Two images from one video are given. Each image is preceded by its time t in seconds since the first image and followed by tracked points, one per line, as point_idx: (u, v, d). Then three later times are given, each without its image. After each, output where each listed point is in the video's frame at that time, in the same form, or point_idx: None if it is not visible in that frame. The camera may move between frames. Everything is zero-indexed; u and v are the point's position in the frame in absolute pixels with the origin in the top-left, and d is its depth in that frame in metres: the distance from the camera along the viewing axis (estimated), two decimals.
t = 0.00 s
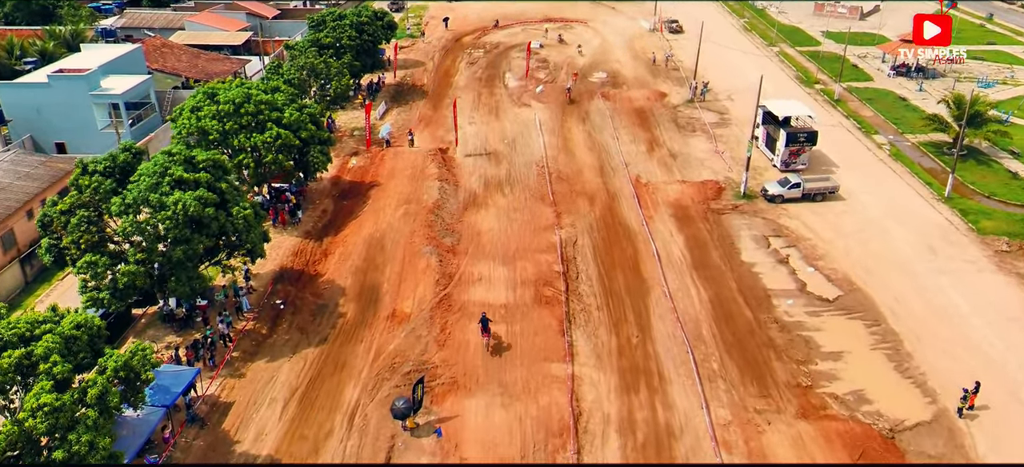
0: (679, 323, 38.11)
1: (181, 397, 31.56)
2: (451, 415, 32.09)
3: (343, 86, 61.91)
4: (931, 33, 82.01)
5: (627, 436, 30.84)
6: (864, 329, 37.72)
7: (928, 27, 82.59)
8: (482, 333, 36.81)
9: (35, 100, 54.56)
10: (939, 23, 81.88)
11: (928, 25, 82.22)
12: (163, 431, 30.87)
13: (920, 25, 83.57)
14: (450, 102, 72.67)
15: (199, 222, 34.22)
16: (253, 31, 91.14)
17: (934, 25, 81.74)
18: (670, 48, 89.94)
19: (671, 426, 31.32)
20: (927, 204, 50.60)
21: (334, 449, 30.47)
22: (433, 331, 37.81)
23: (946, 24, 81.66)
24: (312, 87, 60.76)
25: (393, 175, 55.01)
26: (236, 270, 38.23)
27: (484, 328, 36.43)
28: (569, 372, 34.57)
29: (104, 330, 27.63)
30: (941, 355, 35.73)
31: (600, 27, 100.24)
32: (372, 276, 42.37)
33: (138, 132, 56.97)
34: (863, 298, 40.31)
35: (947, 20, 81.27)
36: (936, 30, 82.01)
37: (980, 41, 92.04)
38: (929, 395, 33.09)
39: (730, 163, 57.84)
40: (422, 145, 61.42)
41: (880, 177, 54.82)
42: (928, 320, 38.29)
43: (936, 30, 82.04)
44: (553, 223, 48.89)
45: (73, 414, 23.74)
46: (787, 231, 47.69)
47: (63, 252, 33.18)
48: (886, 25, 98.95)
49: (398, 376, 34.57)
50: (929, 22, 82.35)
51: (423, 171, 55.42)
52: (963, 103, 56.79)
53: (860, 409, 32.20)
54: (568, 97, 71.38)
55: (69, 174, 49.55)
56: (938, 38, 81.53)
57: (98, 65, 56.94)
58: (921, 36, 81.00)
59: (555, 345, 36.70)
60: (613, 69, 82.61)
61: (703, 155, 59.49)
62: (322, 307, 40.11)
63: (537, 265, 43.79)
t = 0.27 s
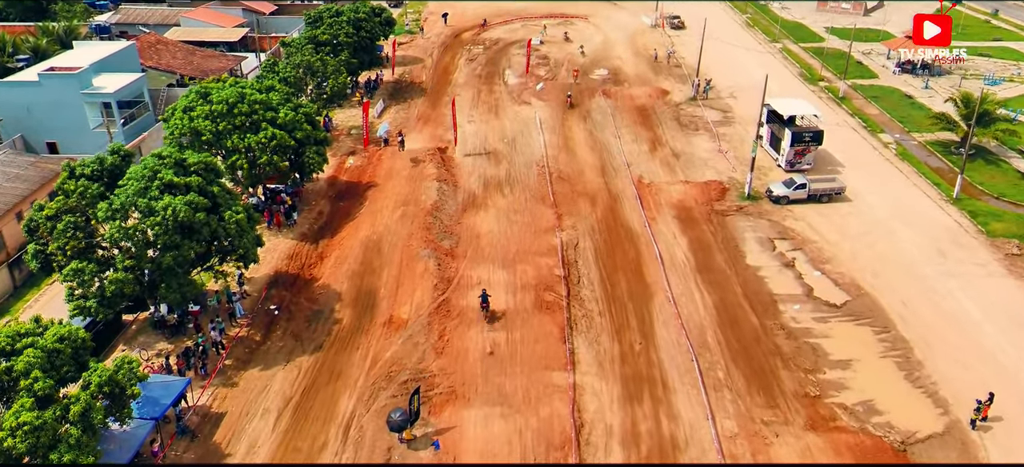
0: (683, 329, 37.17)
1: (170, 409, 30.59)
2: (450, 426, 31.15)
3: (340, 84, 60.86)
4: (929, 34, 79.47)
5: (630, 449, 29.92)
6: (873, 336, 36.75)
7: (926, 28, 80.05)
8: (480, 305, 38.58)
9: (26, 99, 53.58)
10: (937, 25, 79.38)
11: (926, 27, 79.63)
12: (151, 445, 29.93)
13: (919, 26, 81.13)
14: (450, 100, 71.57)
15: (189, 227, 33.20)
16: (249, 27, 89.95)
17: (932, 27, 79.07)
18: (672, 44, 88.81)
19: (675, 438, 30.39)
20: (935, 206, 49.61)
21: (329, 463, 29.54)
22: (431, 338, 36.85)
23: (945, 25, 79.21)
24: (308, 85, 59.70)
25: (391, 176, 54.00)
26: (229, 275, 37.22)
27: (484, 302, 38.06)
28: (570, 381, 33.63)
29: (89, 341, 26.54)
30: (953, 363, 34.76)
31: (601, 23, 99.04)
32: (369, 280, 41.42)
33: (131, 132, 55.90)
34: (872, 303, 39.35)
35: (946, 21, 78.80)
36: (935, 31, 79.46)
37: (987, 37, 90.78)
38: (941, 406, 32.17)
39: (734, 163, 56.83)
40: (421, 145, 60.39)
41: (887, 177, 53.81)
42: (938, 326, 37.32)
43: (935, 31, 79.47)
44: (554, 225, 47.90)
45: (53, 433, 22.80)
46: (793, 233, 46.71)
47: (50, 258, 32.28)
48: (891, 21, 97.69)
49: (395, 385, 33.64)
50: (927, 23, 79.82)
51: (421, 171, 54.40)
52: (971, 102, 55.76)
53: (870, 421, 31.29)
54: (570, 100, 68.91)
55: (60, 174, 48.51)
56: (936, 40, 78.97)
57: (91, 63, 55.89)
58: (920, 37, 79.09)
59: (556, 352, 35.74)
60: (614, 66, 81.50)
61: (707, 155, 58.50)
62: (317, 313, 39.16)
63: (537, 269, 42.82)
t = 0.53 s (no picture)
0: (687, 337, 36.24)
1: (160, 422, 29.68)
2: (448, 439, 30.26)
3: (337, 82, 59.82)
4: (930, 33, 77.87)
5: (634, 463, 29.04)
6: (882, 344, 35.84)
7: (926, 27, 78.47)
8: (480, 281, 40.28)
9: (17, 98, 52.58)
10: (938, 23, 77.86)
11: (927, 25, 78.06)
12: (139, 460, 29.05)
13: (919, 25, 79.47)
14: (449, 98, 70.54)
15: (179, 233, 32.28)
16: (246, 23, 88.80)
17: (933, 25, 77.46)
18: (674, 41, 87.72)
19: (680, 452, 29.51)
20: (944, 207, 48.68)
21: None
22: (429, 346, 35.95)
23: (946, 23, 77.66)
24: (305, 83, 58.60)
25: (389, 176, 53.00)
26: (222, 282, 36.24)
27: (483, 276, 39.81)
28: (572, 391, 32.74)
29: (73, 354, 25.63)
30: (964, 373, 33.88)
31: (602, 19, 97.89)
32: (366, 285, 40.49)
33: (124, 131, 54.90)
34: (880, 309, 38.42)
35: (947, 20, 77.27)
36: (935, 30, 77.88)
37: (992, 33, 89.68)
38: (953, 418, 31.28)
39: (738, 163, 55.85)
40: (419, 144, 59.39)
41: (894, 178, 52.87)
42: (949, 334, 36.42)
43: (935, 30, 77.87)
44: (554, 227, 46.96)
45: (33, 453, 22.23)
46: (799, 236, 45.74)
47: (36, 265, 31.37)
48: (895, 17, 96.54)
49: (392, 395, 32.73)
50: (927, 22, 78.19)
51: (419, 172, 53.41)
52: (980, 101, 54.78)
53: (881, 433, 30.40)
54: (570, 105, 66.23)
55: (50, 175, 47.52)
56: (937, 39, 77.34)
57: (83, 61, 54.83)
58: (920, 36, 77.54)
59: (558, 361, 34.81)
60: (616, 62, 80.42)
61: (710, 154, 57.50)
62: (313, 319, 38.26)
63: (537, 273, 41.89)
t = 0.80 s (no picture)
0: (692, 345, 35.29)
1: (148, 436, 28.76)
2: (445, 453, 29.34)
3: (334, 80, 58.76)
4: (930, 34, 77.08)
5: None
6: (892, 352, 34.91)
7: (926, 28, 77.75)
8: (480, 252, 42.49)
9: (6, 98, 51.56)
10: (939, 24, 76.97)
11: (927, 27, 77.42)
12: None
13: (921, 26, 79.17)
14: (447, 96, 69.49)
15: (168, 240, 31.31)
16: (242, 19, 87.63)
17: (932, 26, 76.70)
18: (676, 38, 86.60)
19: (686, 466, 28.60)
20: (952, 209, 47.71)
21: None
22: (427, 354, 35.01)
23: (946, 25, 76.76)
24: (301, 82, 57.53)
25: (386, 177, 51.98)
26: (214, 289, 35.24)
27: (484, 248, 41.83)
28: (573, 402, 31.81)
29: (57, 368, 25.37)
30: (977, 383, 32.96)
31: (602, 15, 96.72)
32: (362, 290, 39.55)
33: (116, 131, 53.87)
34: (890, 316, 37.48)
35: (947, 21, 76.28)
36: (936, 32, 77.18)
37: (998, 29, 88.57)
38: (967, 430, 30.36)
39: (742, 163, 54.84)
40: (417, 144, 58.37)
41: (901, 178, 51.89)
42: (961, 342, 35.49)
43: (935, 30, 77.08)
44: (555, 230, 46.00)
45: None
46: (805, 239, 44.77)
47: (22, 273, 30.44)
48: (899, 13, 95.40)
49: (388, 406, 31.80)
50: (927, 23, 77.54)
51: (417, 172, 52.41)
52: (988, 100, 53.79)
53: (892, 447, 29.49)
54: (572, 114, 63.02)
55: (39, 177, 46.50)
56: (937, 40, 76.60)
57: (74, 60, 53.78)
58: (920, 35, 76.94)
59: (559, 370, 33.83)
60: (617, 60, 79.34)
61: (714, 154, 56.50)
62: (307, 326, 37.32)
63: (538, 278, 40.94)
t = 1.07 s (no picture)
0: (697, 354, 34.38)
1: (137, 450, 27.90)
2: None
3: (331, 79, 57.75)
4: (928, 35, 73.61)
5: None
6: (903, 362, 34.01)
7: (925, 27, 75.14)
8: (479, 231, 44.41)
9: None
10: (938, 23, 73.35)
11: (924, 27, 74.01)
12: None
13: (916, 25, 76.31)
14: (446, 94, 68.44)
15: (157, 248, 30.35)
16: (239, 15, 86.48)
17: (933, 25, 72.75)
18: (678, 34, 85.50)
19: None
20: (961, 212, 46.76)
21: None
22: (424, 363, 34.09)
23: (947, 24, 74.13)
24: (297, 80, 56.45)
25: (384, 178, 50.96)
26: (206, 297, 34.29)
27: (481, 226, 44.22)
28: (575, 414, 30.90)
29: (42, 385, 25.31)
30: (990, 394, 32.06)
31: (603, 11, 95.56)
32: (358, 296, 38.61)
33: (109, 131, 52.89)
34: (899, 323, 36.57)
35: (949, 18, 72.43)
36: (935, 31, 73.97)
37: (1004, 26, 87.42)
38: (981, 444, 29.47)
39: (746, 164, 53.85)
40: (415, 143, 57.38)
41: (908, 180, 50.92)
42: (973, 351, 34.58)
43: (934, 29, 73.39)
44: (556, 233, 45.04)
45: None
46: (811, 242, 43.82)
47: (6, 282, 29.57)
48: (904, 9, 94.19)
49: (385, 418, 30.92)
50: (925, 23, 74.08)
51: (415, 173, 51.43)
52: (997, 100, 52.81)
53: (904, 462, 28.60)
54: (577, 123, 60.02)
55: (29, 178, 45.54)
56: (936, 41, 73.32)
57: (65, 59, 52.82)
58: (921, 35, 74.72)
59: (560, 380, 32.90)
60: (618, 57, 78.27)
61: (717, 154, 55.53)
62: (302, 334, 36.39)
63: (538, 283, 40.01)
